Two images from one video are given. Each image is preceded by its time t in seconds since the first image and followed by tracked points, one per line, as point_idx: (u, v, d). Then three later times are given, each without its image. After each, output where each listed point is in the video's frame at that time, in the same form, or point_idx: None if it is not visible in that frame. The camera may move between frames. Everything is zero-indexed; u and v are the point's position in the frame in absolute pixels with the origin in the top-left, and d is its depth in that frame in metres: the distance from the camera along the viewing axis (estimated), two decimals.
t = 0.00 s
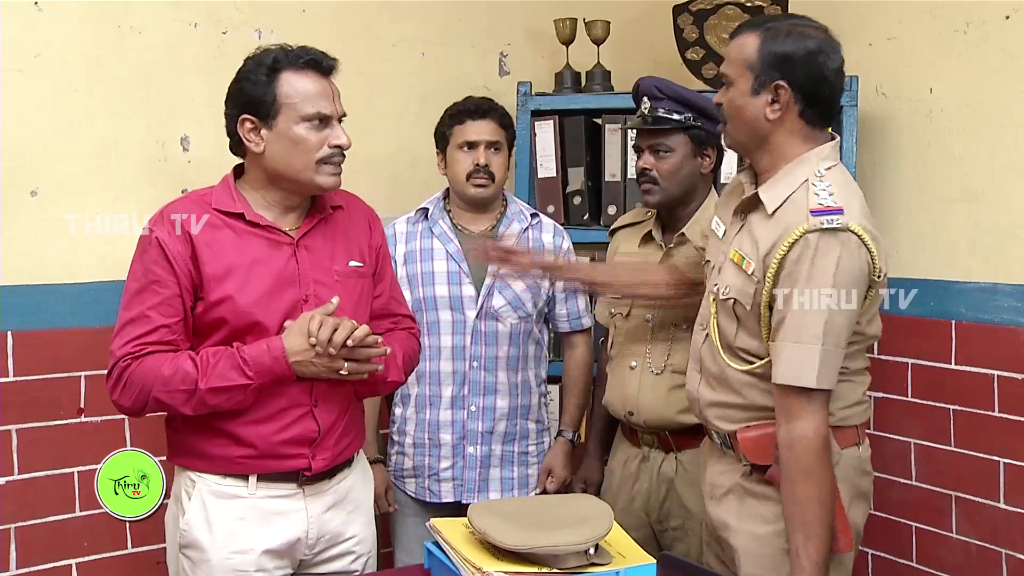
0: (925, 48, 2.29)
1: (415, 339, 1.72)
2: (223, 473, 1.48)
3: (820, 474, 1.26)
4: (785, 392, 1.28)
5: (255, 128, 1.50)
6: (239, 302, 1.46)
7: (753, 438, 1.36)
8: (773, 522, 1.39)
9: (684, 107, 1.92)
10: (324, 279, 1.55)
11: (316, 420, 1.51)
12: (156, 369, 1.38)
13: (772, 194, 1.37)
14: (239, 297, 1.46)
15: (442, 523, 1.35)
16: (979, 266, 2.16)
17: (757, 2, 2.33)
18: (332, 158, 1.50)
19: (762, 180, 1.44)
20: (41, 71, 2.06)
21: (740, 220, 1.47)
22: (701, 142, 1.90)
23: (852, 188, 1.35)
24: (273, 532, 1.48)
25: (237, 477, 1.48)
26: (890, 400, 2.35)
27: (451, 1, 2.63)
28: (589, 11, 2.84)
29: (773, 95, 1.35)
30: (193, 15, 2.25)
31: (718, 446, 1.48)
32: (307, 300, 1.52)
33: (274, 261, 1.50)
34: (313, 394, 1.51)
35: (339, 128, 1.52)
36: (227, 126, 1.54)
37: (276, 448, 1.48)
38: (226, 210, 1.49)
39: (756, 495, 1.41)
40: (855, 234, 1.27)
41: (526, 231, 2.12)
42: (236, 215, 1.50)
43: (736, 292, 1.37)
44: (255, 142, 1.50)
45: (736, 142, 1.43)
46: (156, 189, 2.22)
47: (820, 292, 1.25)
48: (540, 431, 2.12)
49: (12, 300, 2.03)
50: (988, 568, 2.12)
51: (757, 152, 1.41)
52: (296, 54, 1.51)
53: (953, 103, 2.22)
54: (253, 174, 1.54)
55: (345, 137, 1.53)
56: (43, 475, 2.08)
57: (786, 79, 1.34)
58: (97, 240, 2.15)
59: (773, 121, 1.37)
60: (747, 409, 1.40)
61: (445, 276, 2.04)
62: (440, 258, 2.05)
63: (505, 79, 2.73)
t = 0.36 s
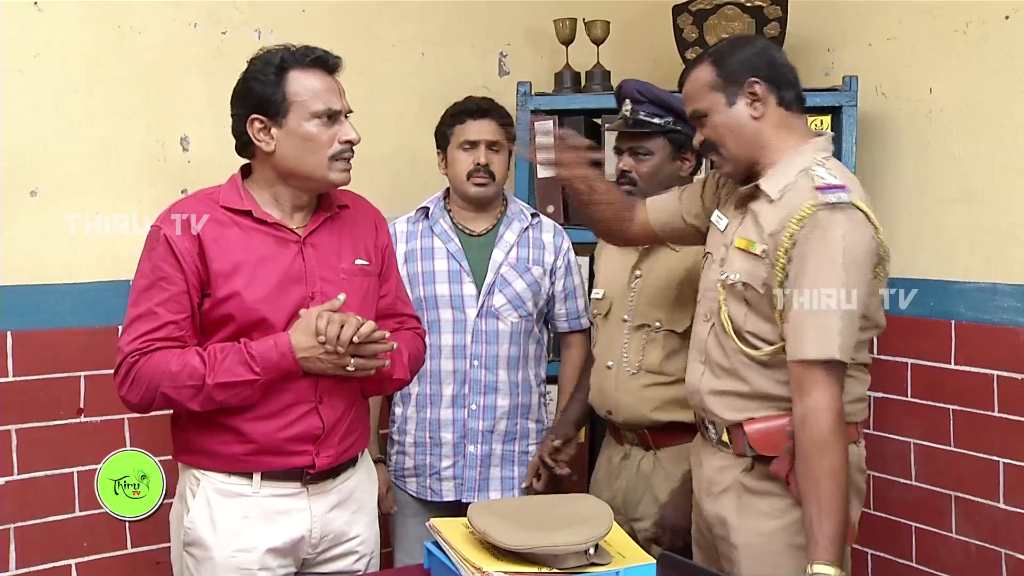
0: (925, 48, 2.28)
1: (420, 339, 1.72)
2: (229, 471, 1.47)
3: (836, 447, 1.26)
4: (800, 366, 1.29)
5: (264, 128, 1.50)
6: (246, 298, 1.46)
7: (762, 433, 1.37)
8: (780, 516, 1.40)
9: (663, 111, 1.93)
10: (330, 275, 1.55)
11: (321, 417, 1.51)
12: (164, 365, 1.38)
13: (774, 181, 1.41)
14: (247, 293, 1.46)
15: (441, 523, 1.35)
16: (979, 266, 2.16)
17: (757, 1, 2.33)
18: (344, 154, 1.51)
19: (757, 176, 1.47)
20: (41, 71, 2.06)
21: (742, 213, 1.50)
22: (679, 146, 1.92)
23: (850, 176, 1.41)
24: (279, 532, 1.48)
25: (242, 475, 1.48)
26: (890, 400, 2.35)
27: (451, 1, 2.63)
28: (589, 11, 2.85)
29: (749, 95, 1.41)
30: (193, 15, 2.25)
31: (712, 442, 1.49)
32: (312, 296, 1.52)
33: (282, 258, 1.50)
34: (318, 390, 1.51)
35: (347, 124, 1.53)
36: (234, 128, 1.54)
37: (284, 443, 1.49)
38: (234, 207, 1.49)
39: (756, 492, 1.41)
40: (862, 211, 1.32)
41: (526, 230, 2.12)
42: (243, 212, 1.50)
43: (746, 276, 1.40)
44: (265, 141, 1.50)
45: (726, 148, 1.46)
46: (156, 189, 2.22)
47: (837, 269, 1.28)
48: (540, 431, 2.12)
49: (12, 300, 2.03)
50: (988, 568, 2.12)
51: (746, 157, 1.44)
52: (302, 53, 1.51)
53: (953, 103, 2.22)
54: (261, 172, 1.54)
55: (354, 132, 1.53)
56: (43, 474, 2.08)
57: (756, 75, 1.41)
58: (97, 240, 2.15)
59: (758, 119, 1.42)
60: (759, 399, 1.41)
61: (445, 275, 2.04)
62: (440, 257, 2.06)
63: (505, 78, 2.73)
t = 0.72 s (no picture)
0: (925, 48, 2.28)
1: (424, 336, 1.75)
2: (245, 479, 1.47)
3: (850, 439, 1.26)
4: (809, 364, 1.29)
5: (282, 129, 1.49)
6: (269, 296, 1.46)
7: (764, 433, 1.38)
8: (786, 515, 1.39)
9: (648, 108, 1.94)
10: (342, 270, 1.56)
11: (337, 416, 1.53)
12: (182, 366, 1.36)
13: (768, 184, 1.43)
14: (267, 293, 1.45)
15: (441, 523, 1.35)
16: (979, 266, 2.16)
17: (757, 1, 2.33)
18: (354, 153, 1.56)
19: (748, 177, 1.51)
20: (41, 71, 2.06)
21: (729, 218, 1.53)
22: (664, 144, 1.93)
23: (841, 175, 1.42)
24: (296, 536, 1.49)
25: (258, 482, 1.47)
26: (890, 400, 2.35)
27: (451, 1, 2.63)
28: (589, 11, 2.85)
29: (760, 93, 1.44)
30: (193, 15, 2.25)
31: (713, 443, 1.49)
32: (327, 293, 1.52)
33: (300, 255, 1.51)
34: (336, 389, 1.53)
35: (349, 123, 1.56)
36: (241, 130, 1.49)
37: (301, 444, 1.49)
38: (252, 205, 1.49)
39: (761, 493, 1.41)
40: (857, 206, 1.33)
41: (527, 230, 2.12)
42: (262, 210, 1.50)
43: (741, 277, 1.41)
44: (285, 143, 1.49)
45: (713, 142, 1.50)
46: (156, 189, 2.22)
47: (839, 264, 1.28)
48: (540, 431, 2.11)
49: (12, 300, 2.03)
50: (988, 568, 2.12)
51: (740, 150, 1.48)
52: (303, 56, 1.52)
53: (953, 103, 2.22)
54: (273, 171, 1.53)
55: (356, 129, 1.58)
56: (43, 474, 2.08)
57: (771, 75, 1.43)
58: (97, 240, 2.15)
59: (762, 118, 1.45)
60: (762, 399, 1.41)
61: (446, 273, 2.04)
62: (441, 256, 2.06)
63: (505, 78, 2.73)
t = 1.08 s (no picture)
0: (925, 48, 2.28)
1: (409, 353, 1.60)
2: (246, 501, 1.34)
3: (840, 440, 1.26)
4: (800, 366, 1.29)
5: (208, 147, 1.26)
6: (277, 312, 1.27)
7: (754, 433, 1.38)
8: (775, 515, 1.39)
9: (644, 106, 1.95)
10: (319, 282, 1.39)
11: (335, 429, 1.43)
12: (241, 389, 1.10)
13: (761, 185, 1.43)
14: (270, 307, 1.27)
15: (440, 523, 1.35)
16: (979, 266, 2.16)
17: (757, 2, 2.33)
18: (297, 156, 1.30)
19: (745, 176, 1.51)
20: (41, 71, 2.06)
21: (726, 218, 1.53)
22: (660, 142, 1.93)
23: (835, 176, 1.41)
24: (297, 551, 1.38)
25: (261, 502, 1.34)
26: (890, 400, 2.35)
27: (451, 1, 2.63)
28: (589, 11, 2.85)
29: (767, 93, 1.43)
30: (193, 15, 2.25)
31: (709, 443, 1.49)
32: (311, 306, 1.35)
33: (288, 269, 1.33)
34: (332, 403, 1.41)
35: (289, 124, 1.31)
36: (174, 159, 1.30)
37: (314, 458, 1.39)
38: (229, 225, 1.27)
39: (753, 492, 1.41)
40: (848, 210, 1.33)
41: (528, 231, 2.12)
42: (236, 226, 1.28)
43: (732, 277, 1.41)
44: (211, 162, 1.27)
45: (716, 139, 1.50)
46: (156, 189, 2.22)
47: (829, 267, 1.27)
48: (540, 431, 2.11)
49: (12, 301, 2.03)
50: (988, 568, 2.12)
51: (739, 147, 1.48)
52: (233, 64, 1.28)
53: (953, 103, 2.22)
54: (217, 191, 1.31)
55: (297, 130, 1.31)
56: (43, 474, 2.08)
57: (778, 76, 1.43)
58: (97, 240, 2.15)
59: (767, 119, 1.45)
60: (755, 399, 1.41)
61: (447, 273, 2.05)
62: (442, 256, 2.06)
63: (505, 78, 2.74)
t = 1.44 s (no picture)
0: (925, 48, 2.28)
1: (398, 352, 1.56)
2: (209, 499, 1.38)
3: (846, 441, 1.26)
4: (808, 366, 1.29)
5: (195, 139, 1.35)
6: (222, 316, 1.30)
7: (759, 434, 1.38)
8: (779, 518, 1.39)
9: (620, 112, 1.91)
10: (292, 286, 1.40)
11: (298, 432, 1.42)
12: (163, 398, 1.24)
13: (769, 186, 1.43)
14: (219, 309, 1.31)
15: (440, 523, 1.35)
16: (979, 266, 2.16)
17: (757, 2, 2.33)
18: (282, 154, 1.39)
19: (750, 177, 1.51)
20: (41, 71, 2.06)
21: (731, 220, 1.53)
22: (635, 148, 1.90)
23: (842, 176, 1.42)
24: (264, 550, 1.40)
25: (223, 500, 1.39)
26: (890, 400, 2.35)
27: (451, 1, 2.63)
28: (589, 11, 2.85)
29: (776, 93, 1.43)
30: (193, 15, 2.25)
31: (712, 444, 1.49)
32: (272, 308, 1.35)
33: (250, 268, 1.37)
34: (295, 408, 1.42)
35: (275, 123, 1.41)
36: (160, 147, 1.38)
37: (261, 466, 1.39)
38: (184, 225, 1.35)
39: (757, 494, 1.41)
40: (858, 210, 1.33)
41: (531, 232, 2.11)
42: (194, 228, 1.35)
43: (739, 278, 1.40)
44: (198, 153, 1.35)
45: (722, 138, 1.48)
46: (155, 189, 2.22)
47: (839, 267, 1.28)
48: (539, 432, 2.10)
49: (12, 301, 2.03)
50: (988, 568, 2.12)
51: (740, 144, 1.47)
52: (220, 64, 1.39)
53: (953, 103, 2.22)
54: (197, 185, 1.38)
55: (285, 130, 1.40)
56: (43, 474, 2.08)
57: (789, 75, 1.42)
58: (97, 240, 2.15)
59: (777, 118, 1.44)
60: (760, 400, 1.40)
61: (449, 272, 2.05)
62: (444, 254, 2.07)
63: (505, 79, 2.74)
